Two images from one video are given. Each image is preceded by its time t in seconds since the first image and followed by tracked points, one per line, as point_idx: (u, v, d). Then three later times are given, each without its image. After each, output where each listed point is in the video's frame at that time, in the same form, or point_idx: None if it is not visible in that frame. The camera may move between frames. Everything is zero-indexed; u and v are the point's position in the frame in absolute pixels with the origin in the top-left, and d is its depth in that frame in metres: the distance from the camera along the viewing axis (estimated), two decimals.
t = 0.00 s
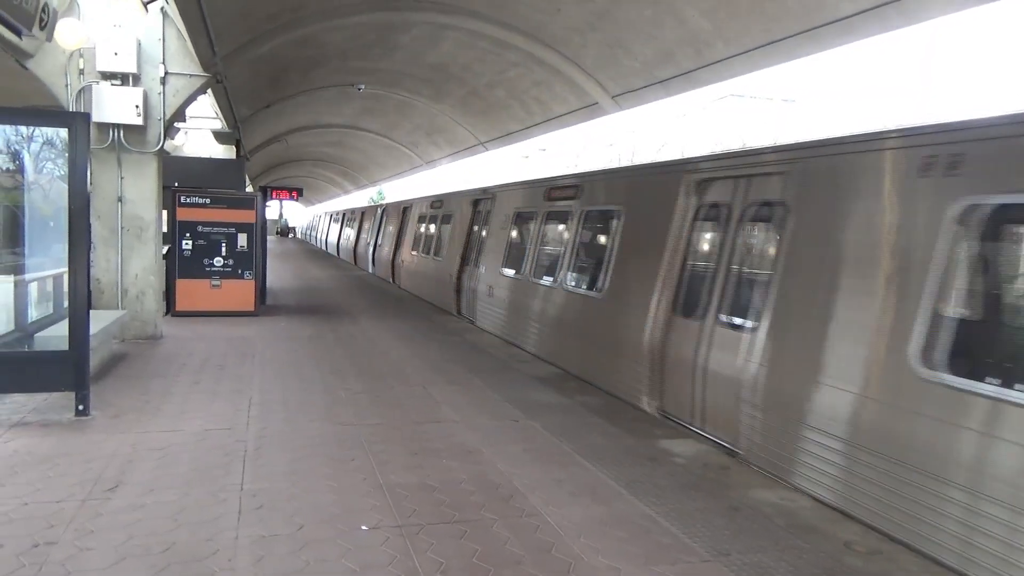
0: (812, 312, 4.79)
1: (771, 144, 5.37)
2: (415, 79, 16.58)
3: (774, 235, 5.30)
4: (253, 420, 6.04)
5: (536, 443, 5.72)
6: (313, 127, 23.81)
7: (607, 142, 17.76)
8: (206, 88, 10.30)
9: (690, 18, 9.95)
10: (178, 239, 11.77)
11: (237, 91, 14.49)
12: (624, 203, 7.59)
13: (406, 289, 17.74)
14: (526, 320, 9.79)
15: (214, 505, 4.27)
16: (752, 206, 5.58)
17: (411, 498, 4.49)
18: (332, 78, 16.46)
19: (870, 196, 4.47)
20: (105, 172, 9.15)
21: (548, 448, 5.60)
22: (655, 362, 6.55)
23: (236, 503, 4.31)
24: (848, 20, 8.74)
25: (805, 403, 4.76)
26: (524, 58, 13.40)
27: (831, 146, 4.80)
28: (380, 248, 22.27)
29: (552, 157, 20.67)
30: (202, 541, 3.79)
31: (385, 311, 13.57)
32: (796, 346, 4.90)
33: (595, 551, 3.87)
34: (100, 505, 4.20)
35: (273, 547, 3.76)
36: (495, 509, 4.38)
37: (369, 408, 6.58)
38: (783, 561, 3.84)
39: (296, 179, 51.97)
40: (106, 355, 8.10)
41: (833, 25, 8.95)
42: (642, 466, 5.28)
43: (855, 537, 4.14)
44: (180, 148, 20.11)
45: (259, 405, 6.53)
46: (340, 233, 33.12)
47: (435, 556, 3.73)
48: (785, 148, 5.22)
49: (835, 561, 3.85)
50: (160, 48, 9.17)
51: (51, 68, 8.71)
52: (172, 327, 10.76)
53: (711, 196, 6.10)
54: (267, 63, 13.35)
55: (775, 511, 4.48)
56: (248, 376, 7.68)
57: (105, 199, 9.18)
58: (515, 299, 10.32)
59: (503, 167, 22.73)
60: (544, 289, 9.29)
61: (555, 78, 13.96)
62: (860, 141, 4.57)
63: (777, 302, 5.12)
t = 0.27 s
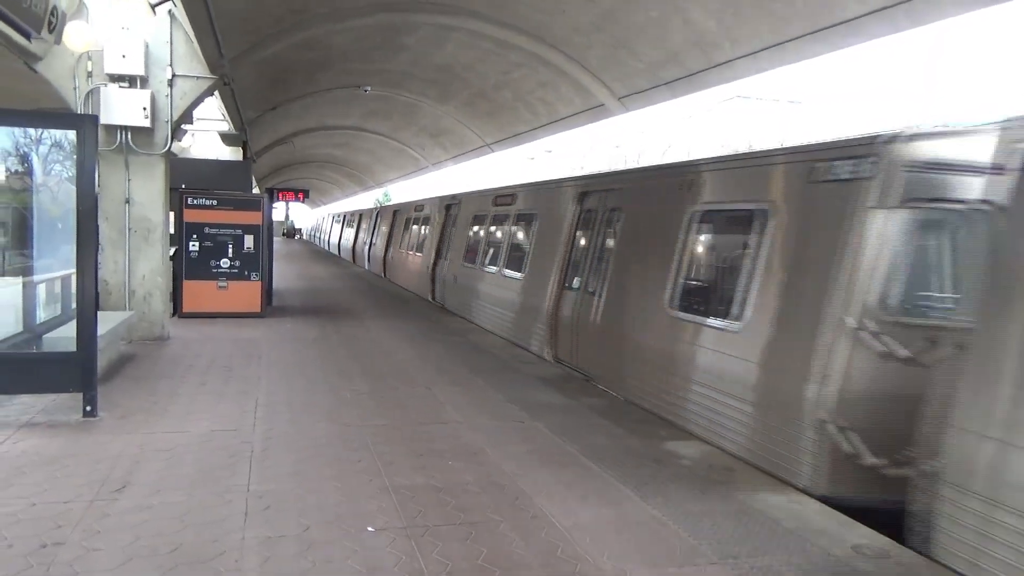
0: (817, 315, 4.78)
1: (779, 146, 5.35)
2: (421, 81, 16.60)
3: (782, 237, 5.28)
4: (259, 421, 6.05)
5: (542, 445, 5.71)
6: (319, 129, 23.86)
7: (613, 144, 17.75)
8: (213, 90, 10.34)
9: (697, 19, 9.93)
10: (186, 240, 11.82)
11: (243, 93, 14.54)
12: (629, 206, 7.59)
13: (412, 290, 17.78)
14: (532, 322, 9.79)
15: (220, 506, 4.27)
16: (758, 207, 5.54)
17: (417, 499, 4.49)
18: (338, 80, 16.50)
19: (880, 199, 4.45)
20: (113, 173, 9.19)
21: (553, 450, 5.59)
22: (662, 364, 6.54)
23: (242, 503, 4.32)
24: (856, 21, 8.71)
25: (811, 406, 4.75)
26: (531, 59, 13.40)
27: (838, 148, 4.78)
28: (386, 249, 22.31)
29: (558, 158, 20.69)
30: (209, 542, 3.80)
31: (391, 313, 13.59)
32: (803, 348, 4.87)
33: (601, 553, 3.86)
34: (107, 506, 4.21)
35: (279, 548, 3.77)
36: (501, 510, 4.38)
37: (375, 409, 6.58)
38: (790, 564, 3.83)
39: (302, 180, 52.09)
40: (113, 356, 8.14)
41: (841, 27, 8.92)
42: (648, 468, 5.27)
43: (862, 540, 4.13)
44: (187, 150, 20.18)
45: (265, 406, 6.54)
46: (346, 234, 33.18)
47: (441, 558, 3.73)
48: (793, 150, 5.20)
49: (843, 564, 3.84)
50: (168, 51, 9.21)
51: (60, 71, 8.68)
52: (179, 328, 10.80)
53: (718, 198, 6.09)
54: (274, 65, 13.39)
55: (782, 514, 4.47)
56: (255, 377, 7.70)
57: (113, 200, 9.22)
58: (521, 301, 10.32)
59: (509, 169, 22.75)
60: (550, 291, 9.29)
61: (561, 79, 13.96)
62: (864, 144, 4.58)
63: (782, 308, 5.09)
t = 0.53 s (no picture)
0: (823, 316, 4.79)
1: (784, 146, 5.34)
2: (426, 81, 16.61)
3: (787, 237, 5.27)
4: (264, 421, 6.06)
5: (546, 446, 5.71)
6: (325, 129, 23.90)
7: (618, 144, 17.74)
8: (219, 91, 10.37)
9: (703, 19, 9.91)
10: (191, 240, 11.85)
11: (249, 93, 14.56)
12: (634, 207, 7.58)
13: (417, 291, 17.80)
14: (537, 323, 9.79)
15: (225, 505, 4.28)
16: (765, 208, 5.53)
17: (421, 500, 4.49)
18: (343, 81, 16.53)
19: (885, 200, 4.44)
20: (119, 174, 9.22)
21: (557, 450, 5.59)
22: (667, 364, 6.54)
23: (246, 503, 4.33)
24: (863, 21, 8.67)
25: (817, 407, 4.74)
26: (536, 60, 13.39)
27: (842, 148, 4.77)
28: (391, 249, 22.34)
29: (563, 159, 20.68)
30: (214, 542, 3.81)
31: (396, 313, 13.61)
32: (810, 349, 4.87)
33: (605, 554, 3.85)
34: (112, 505, 4.22)
35: (283, 548, 3.77)
36: (505, 511, 4.38)
37: (380, 409, 6.59)
38: (794, 565, 3.82)
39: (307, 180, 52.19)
40: (119, 356, 8.16)
41: (847, 27, 8.89)
42: (653, 469, 5.26)
43: (867, 541, 4.11)
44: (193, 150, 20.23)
45: (270, 406, 6.55)
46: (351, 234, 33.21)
47: (445, 558, 3.74)
48: (796, 150, 5.19)
49: (847, 565, 3.83)
50: (174, 51, 9.24)
51: (68, 71, 8.78)
52: (185, 327, 10.83)
53: (722, 198, 6.08)
54: (279, 66, 13.41)
55: (787, 515, 4.46)
56: (260, 377, 7.72)
57: (119, 200, 9.25)
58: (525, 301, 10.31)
59: (514, 169, 22.75)
60: (554, 292, 9.29)
61: (566, 80, 13.94)
62: (869, 144, 4.56)
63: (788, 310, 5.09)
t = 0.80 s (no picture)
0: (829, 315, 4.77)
1: (788, 144, 5.33)
2: (430, 82, 16.60)
3: (793, 236, 5.26)
4: (269, 420, 6.07)
5: (550, 446, 5.71)
6: (329, 129, 23.93)
7: (622, 145, 17.74)
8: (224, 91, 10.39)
9: (708, 19, 9.90)
10: (195, 240, 11.88)
11: (253, 93, 14.59)
12: (638, 206, 7.57)
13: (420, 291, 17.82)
14: (541, 322, 9.78)
15: (229, 505, 4.29)
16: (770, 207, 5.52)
17: (426, 500, 4.49)
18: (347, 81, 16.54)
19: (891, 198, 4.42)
20: (124, 173, 9.24)
21: (561, 451, 5.58)
22: (670, 364, 6.54)
23: (251, 503, 4.33)
24: (868, 21, 8.65)
25: (822, 406, 4.72)
26: (540, 60, 13.39)
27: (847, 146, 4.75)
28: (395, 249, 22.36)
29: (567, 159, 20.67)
30: (218, 541, 3.81)
31: (400, 313, 13.62)
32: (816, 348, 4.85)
33: (608, 555, 3.85)
34: (117, 504, 4.23)
35: (288, 547, 3.78)
36: (510, 511, 4.37)
37: (384, 409, 6.59)
38: (797, 566, 3.81)
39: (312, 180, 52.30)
40: (123, 356, 8.18)
41: (852, 27, 8.87)
42: (657, 469, 5.26)
43: (872, 542, 4.10)
44: (197, 150, 20.27)
45: (274, 406, 6.55)
46: (355, 234, 33.24)
47: (449, 558, 3.73)
48: (801, 150, 5.18)
49: (850, 566, 3.82)
50: (179, 51, 9.26)
51: (73, 72, 8.85)
52: (189, 327, 10.85)
53: (726, 199, 6.07)
54: (284, 66, 13.43)
55: (790, 516, 4.45)
56: (264, 376, 7.73)
57: (123, 200, 9.27)
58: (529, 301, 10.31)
59: (518, 170, 22.75)
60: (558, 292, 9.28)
61: (570, 80, 13.93)
62: (874, 143, 4.55)
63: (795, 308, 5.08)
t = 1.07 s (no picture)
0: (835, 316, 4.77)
1: (792, 144, 5.32)
2: (434, 81, 16.61)
3: (799, 236, 5.25)
4: (271, 420, 6.08)
5: (553, 446, 5.71)
6: (332, 129, 23.95)
7: (625, 144, 17.75)
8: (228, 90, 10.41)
9: (712, 19, 9.88)
10: (199, 239, 11.90)
11: (257, 93, 14.61)
12: (643, 206, 7.56)
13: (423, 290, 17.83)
14: (544, 322, 9.78)
15: (233, 504, 4.29)
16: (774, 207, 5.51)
17: (429, 499, 4.49)
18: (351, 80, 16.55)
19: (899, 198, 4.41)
20: (129, 173, 9.26)
21: (564, 451, 5.58)
22: (674, 364, 6.54)
23: (254, 502, 4.34)
24: (872, 21, 8.64)
25: (828, 406, 4.72)
26: (544, 60, 13.38)
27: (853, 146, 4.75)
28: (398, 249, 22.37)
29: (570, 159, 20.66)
30: (222, 540, 3.82)
31: (403, 312, 13.63)
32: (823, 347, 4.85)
33: (611, 554, 3.85)
34: (121, 503, 4.24)
35: (291, 546, 3.79)
36: (512, 511, 4.38)
37: (387, 409, 6.60)
38: (800, 566, 3.80)
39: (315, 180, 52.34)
40: (127, 355, 8.20)
41: (857, 27, 8.86)
42: (659, 469, 5.26)
43: (877, 543, 4.09)
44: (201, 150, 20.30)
45: (277, 405, 6.56)
46: (358, 233, 33.23)
47: (452, 557, 3.74)
48: (805, 150, 5.17)
49: (854, 566, 3.82)
50: (183, 51, 9.28)
51: (78, 71, 8.85)
52: (192, 326, 10.87)
53: (730, 199, 6.07)
54: (288, 66, 13.44)
55: (794, 516, 4.44)
56: (267, 376, 7.74)
57: (128, 199, 9.29)
58: (533, 301, 10.31)
59: (521, 169, 22.75)
60: (561, 292, 9.28)
61: (574, 80, 13.92)
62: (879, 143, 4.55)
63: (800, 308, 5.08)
